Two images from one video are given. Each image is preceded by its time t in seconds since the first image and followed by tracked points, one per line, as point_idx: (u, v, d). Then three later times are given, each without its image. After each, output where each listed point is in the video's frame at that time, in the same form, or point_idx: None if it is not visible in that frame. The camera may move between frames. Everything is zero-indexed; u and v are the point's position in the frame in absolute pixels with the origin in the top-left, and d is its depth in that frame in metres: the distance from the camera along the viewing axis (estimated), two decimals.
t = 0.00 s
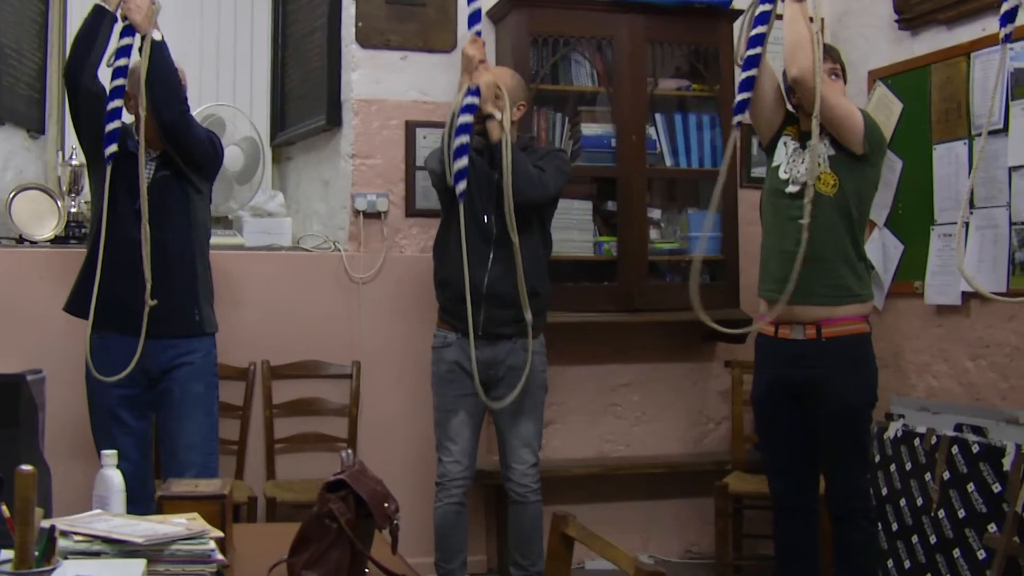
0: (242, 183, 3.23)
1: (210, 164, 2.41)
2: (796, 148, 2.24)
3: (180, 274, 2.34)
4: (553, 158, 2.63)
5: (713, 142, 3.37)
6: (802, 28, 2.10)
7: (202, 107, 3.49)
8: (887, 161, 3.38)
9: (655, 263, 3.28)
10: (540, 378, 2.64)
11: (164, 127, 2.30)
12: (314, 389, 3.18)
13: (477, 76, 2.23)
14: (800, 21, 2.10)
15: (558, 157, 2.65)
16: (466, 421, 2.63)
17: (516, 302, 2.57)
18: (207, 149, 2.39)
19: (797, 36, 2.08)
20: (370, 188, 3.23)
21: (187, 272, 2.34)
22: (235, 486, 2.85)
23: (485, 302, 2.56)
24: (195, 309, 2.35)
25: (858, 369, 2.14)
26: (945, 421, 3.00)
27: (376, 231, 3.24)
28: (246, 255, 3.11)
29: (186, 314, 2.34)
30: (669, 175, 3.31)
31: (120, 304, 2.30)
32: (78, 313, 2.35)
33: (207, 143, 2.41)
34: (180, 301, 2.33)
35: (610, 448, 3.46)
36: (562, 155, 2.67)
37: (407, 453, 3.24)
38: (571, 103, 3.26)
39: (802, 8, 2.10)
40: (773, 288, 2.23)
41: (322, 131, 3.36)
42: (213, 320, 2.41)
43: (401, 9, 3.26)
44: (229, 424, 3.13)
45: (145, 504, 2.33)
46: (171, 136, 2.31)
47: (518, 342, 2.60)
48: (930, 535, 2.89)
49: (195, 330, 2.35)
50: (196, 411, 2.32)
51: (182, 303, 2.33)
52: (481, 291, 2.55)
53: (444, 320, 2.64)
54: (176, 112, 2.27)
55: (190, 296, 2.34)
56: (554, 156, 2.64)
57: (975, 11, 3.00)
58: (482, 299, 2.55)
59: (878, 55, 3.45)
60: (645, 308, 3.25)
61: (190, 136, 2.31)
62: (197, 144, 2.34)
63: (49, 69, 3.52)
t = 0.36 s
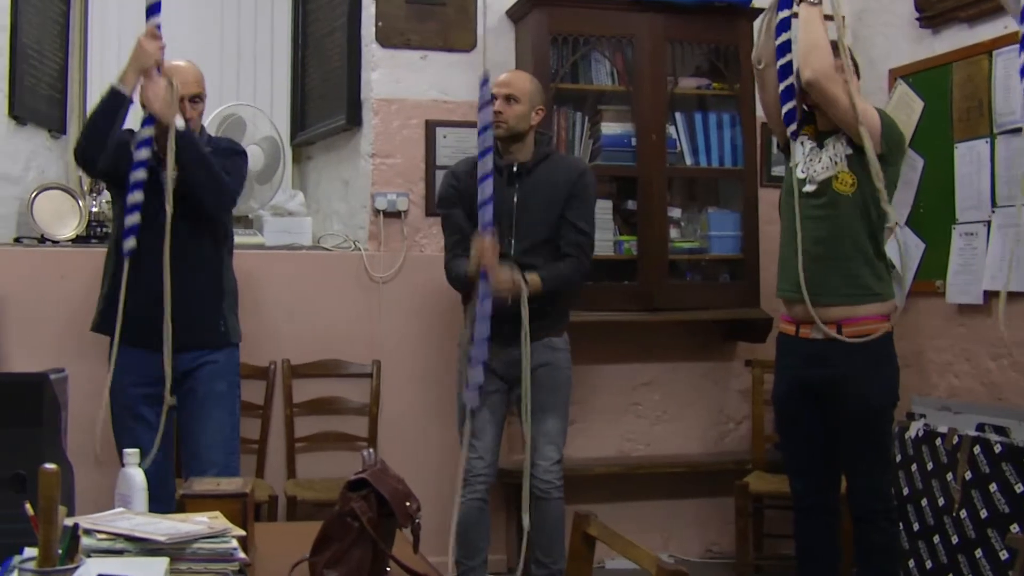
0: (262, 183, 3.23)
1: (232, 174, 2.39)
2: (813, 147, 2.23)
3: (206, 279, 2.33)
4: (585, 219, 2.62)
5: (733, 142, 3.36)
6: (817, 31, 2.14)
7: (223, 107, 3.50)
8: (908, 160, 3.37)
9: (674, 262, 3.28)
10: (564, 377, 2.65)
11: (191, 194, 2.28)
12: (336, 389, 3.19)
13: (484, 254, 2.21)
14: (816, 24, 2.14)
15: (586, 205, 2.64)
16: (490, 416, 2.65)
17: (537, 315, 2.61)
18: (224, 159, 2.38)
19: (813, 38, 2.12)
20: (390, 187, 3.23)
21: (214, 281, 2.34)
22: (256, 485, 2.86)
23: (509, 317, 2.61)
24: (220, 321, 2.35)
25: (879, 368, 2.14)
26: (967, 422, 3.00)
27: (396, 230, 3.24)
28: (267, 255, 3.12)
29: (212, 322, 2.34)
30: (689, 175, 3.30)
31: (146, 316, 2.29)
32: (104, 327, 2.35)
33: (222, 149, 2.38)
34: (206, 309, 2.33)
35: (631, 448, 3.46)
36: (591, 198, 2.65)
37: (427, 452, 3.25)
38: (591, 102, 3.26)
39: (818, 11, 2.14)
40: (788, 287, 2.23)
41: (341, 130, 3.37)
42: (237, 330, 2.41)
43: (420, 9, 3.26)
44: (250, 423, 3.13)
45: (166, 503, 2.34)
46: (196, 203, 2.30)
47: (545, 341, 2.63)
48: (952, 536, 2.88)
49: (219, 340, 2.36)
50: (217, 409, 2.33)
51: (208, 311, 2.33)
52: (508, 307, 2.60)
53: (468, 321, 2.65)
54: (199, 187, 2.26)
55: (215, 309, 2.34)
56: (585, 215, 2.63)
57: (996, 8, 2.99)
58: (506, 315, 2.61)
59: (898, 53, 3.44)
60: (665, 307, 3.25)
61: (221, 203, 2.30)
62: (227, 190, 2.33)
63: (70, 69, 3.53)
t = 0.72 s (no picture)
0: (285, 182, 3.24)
1: (265, 194, 2.40)
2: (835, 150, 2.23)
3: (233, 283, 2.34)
4: (612, 220, 2.65)
5: (755, 141, 3.36)
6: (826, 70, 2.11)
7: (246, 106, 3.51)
8: (932, 159, 3.36)
9: (697, 262, 3.27)
10: (588, 377, 2.65)
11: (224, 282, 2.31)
12: (358, 388, 3.19)
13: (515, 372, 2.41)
14: (829, 64, 2.11)
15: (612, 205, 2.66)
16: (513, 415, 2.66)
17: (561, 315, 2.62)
18: (258, 177, 2.39)
19: (827, 77, 2.09)
20: (412, 186, 3.24)
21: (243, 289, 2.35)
22: (279, 483, 2.87)
23: (534, 316, 2.61)
24: (247, 324, 2.36)
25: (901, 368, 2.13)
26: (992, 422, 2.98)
27: (419, 229, 3.23)
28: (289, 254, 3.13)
29: (239, 326, 2.34)
30: (712, 174, 3.30)
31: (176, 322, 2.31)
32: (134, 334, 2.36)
33: (257, 171, 2.39)
34: (233, 315, 2.33)
35: (653, 447, 3.46)
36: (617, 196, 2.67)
37: (449, 451, 3.25)
38: (614, 101, 3.25)
39: (832, 51, 2.12)
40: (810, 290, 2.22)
41: (364, 130, 3.37)
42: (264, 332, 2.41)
43: (443, 8, 3.26)
44: (273, 422, 3.14)
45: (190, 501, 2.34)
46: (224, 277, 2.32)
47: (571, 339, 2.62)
48: (976, 537, 2.87)
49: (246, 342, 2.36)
50: (241, 408, 2.34)
51: (235, 316, 2.34)
52: (531, 304, 2.61)
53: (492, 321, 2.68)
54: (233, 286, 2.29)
55: (242, 310, 2.35)
56: (611, 215, 2.66)
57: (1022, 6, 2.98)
58: (529, 313, 2.61)
59: (922, 51, 3.43)
60: (687, 307, 3.24)
61: (258, 280, 2.33)
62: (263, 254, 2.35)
63: (93, 67, 3.54)
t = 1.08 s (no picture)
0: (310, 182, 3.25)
1: (291, 193, 2.41)
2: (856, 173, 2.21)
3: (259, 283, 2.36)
4: (625, 200, 2.60)
5: (781, 141, 3.35)
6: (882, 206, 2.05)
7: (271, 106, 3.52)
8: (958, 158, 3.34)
9: (721, 261, 3.27)
10: (607, 373, 2.62)
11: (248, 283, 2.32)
12: (383, 387, 3.20)
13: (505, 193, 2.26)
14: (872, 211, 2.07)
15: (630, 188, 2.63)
16: (533, 417, 2.65)
17: (579, 310, 2.59)
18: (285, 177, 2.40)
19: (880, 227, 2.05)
20: (437, 186, 3.24)
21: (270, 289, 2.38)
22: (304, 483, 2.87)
23: (551, 311, 2.60)
24: (272, 324, 2.37)
25: (928, 366, 2.13)
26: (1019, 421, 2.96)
27: (443, 229, 3.23)
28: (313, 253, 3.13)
29: (266, 327, 2.36)
30: (737, 173, 3.29)
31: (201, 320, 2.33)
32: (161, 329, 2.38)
33: (283, 169, 2.40)
34: (260, 315, 2.36)
35: (677, 447, 3.45)
36: (637, 186, 2.64)
37: (473, 450, 3.25)
38: (639, 100, 3.26)
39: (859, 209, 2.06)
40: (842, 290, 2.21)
41: (389, 130, 3.38)
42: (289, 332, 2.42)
43: (467, 8, 3.26)
44: (298, 422, 3.15)
45: (215, 501, 2.35)
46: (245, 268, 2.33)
47: (587, 339, 2.61)
48: (1003, 537, 2.85)
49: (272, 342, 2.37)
50: (266, 407, 2.33)
51: (262, 317, 2.36)
52: (548, 299, 2.59)
53: (515, 318, 2.69)
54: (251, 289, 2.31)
55: (266, 310, 2.36)
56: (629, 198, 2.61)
57: None
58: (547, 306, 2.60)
59: (948, 49, 3.41)
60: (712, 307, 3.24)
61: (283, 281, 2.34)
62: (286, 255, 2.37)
63: (118, 68, 3.55)
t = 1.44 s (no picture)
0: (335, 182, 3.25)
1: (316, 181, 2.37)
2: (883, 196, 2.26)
3: (278, 279, 2.35)
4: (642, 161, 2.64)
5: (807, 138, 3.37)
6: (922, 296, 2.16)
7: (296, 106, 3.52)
8: (986, 157, 3.32)
9: (746, 260, 3.26)
10: (629, 376, 2.62)
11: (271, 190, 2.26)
12: (408, 387, 3.20)
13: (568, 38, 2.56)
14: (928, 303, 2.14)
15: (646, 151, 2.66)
16: (556, 418, 2.65)
17: (601, 284, 2.59)
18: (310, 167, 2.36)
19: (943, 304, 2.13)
20: (462, 185, 3.24)
21: (291, 285, 2.37)
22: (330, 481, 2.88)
23: (569, 284, 2.61)
24: (296, 322, 2.36)
25: (960, 368, 2.16)
26: None
27: (469, 229, 3.23)
28: (338, 254, 3.14)
29: (288, 326, 2.35)
30: (762, 172, 3.28)
31: (220, 319, 2.32)
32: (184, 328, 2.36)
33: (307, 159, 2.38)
34: (282, 313, 2.35)
35: (703, 446, 3.44)
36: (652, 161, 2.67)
37: (499, 450, 3.25)
38: (664, 99, 3.26)
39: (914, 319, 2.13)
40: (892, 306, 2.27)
41: (414, 129, 3.38)
42: (312, 330, 2.41)
43: (492, 7, 3.26)
44: (323, 421, 3.15)
45: (243, 500, 2.36)
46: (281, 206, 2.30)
47: (606, 341, 2.60)
48: None
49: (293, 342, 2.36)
50: (293, 408, 2.33)
51: (285, 315, 2.35)
52: (567, 271, 2.60)
53: (536, 318, 2.69)
54: (270, 166, 2.20)
55: (289, 310, 2.36)
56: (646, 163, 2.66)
57: None
58: (566, 279, 2.61)
59: (976, 47, 3.39)
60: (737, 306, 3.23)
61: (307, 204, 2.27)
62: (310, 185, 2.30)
63: (144, 68, 3.57)
